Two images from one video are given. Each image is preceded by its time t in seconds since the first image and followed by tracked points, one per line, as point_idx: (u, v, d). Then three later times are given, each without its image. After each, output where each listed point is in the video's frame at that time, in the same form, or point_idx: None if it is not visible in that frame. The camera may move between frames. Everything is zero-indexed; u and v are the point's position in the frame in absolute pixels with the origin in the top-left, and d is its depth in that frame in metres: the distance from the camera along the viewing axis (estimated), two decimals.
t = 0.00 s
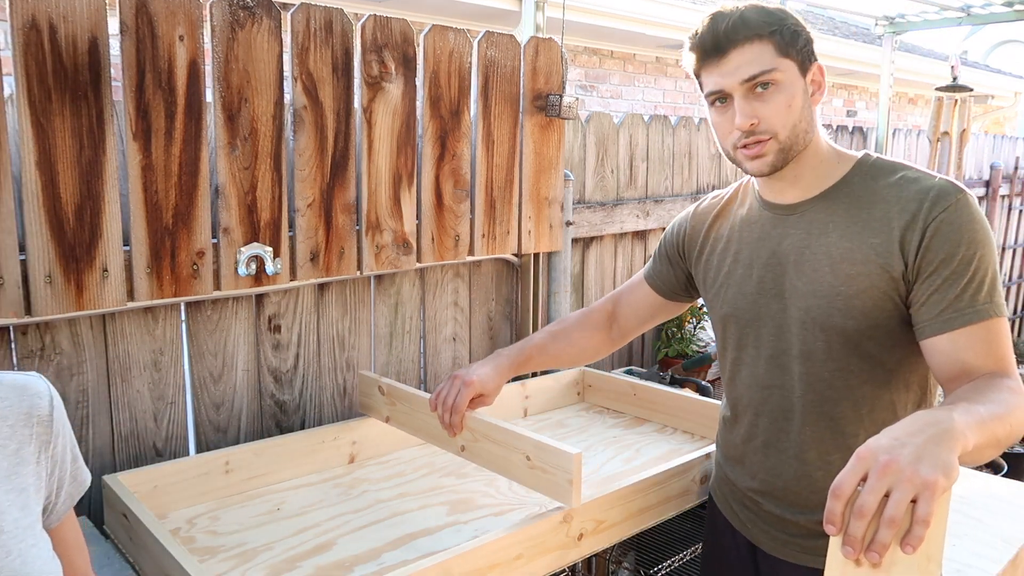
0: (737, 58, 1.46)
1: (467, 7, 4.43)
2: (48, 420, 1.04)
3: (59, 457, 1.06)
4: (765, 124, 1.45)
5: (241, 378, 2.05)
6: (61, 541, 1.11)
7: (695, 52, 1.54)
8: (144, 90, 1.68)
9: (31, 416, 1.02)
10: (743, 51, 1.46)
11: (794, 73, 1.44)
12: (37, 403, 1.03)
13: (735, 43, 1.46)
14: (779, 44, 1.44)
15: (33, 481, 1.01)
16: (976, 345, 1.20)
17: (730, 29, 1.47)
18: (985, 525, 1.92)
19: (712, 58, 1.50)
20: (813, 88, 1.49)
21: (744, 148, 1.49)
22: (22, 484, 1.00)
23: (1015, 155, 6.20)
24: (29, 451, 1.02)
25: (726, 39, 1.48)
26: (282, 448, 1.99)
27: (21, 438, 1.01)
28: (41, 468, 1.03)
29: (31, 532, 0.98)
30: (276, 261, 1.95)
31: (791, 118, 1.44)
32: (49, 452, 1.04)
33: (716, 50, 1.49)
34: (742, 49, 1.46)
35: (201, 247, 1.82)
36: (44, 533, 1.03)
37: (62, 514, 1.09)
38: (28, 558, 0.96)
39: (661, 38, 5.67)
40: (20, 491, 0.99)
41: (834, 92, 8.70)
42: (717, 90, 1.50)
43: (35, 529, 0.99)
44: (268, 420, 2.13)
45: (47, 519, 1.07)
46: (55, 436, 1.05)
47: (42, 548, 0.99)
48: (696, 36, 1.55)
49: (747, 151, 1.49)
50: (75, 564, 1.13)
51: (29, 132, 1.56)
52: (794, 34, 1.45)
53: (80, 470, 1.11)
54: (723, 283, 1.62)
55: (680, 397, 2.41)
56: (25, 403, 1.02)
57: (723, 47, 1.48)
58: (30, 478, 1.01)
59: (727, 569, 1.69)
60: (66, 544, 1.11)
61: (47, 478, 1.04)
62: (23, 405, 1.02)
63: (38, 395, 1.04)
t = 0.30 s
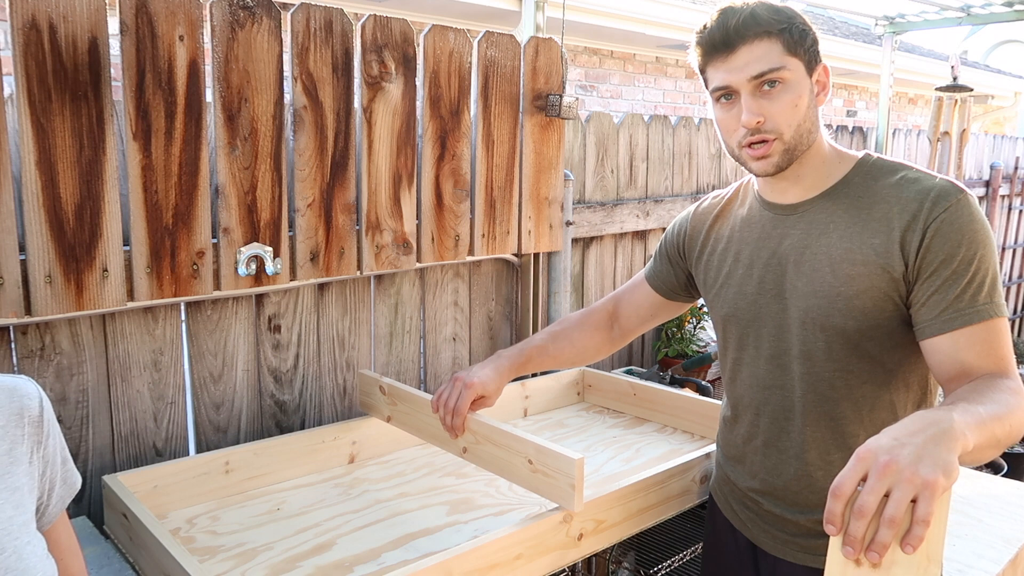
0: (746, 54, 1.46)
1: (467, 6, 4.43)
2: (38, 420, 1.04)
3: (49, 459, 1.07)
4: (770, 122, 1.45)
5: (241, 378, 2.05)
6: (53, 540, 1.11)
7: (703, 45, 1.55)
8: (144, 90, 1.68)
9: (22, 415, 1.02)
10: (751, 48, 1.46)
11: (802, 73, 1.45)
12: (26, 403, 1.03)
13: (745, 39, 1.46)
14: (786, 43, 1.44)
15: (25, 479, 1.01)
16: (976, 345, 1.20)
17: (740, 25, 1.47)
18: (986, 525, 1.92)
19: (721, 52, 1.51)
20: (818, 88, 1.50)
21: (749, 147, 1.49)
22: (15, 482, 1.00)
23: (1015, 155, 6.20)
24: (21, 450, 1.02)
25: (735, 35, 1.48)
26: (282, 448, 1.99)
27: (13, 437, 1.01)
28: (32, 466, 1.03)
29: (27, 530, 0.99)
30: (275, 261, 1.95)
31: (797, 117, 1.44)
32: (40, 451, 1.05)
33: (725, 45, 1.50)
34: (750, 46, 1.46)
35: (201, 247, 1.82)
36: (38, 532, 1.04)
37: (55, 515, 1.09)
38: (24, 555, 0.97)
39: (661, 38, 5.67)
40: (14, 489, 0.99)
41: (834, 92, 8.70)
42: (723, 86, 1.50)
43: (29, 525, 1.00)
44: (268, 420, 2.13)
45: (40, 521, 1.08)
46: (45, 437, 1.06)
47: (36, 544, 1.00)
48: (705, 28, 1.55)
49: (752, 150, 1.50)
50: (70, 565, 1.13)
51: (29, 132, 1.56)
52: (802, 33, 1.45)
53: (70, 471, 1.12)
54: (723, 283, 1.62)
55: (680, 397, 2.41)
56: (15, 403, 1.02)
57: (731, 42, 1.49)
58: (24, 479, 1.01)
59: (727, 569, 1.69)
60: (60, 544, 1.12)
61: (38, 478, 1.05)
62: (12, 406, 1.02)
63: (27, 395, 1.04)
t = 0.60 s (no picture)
0: (746, 57, 1.46)
1: (467, 7, 4.43)
2: (40, 421, 1.04)
3: (53, 459, 1.07)
4: (770, 125, 1.44)
5: (241, 378, 2.05)
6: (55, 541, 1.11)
7: (704, 48, 1.54)
8: (144, 90, 1.68)
9: (25, 416, 1.02)
10: (750, 51, 1.46)
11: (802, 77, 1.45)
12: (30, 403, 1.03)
13: (745, 42, 1.46)
14: (784, 47, 1.44)
15: (28, 480, 1.02)
16: (977, 345, 1.20)
17: (741, 28, 1.47)
18: (986, 525, 1.92)
19: (721, 55, 1.51)
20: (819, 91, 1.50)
21: (748, 148, 1.49)
22: (18, 482, 1.00)
23: (1015, 155, 6.20)
24: (25, 451, 1.02)
25: (736, 38, 1.48)
26: (282, 448, 1.99)
27: (17, 437, 1.01)
28: (36, 466, 1.03)
29: (30, 529, 0.99)
30: (275, 261, 1.95)
31: (797, 120, 1.44)
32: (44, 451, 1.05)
33: (725, 48, 1.49)
34: (750, 49, 1.46)
35: (201, 247, 1.82)
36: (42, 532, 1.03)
37: (58, 515, 1.09)
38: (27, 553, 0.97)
39: (662, 38, 5.67)
40: (17, 489, 0.99)
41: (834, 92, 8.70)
42: (724, 88, 1.50)
43: (32, 525, 1.00)
44: (268, 420, 2.13)
45: (43, 522, 1.08)
46: (49, 437, 1.06)
47: (40, 543, 1.00)
48: (706, 31, 1.55)
49: (751, 151, 1.49)
50: (72, 565, 1.13)
51: (29, 132, 1.56)
52: (803, 35, 1.45)
53: (73, 472, 1.11)
54: (725, 282, 1.62)
55: (680, 397, 2.41)
56: (17, 404, 1.02)
57: (731, 46, 1.48)
58: (26, 479, 1.01)
59: (727, 569, 1.69)
60: (63, 545, 1.12)
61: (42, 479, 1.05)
62: (16, 406, 1.02)
63: (30, 396, 1.03)
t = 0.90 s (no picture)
0: (703, 89, 1.51)
1: (467, 7, 4.43)
2: (25, 421, 1.07)
3: (39, 459, 1.09)
4: (728, 155, 1.51)
5: (241, 378, 2.05)
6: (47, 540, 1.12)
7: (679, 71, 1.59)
8: (144, 90, 1.68)
9: (9, 416, 1.05)
10: (708, 83, 1.50)
11: (749, 106, 1.47)
12: (14, 404, 1.06)
13: (700, 77, 1.51)
14: (733, 79, 1.46)
15: (14, 480, 1.04)
16: (977, 346, 1.20)
17: (694, 63, 1.51)
18: (986, 526, 1.92)
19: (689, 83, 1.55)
20: (790, 105, 1.47)
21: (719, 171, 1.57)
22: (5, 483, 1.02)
23: (1015, 155, 6.20)
24: (11, 451, 1.04)
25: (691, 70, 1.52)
26: (283, 447, 1.99)
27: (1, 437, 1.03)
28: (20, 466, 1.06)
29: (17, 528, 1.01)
30: (276, 261, 1.95)
31: (753, 148, 1.49)
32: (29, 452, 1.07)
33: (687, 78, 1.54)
34: (704, 82, 1.50)
35: (201, 247, 1.82)
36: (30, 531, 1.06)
37: (47, 515, 1.11)
38: (18, 552, 1.00)
39: (662, 38, 5.67)
40: (5, 489, 1.02)
41: (834, 92, 8.70)
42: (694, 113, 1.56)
43: (20, 525, 1.02)
44: (268, 420, 2.13)
45: (33, 521, 1.10)
46: (33, 437, 1.08)
47: (28, 542, 1.02)
48: (681, 53, 1.58)
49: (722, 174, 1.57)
50: (66, 565, 1.15)
51: (29, 132, 1.56)
52: (752, 65, 1.45)
53: (61, 472, 1.14)
54: (729, 279, 1.62)
55: (680, 397, 2.41)
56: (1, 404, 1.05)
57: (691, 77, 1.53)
58: (12, 479, 1.03)
59: (728, 568, 1.69)
60: (54, 544, 1.14)
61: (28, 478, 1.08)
62: None
63: (13, 396, 1.06)
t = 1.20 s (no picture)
0: (739, 66, 1.45)
1: (468, 7, 4.43)
2: (13, 420, 1.10)
3: (28, 458, 1.13)
4: (767, 130, 1.44)
5: (241, 378, 2.05)
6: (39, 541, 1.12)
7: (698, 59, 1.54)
8: (144, 90, 1.68)
9: None
10: (750, 56, 1.45)
11: (795, 80, 1.44)
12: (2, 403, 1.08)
13: (739, 51, 1.45)
14: (782, 51, 1.43)
15: (3, 480, 1.05)
16: (975, 346, 1.20)
17: (730, 39, 1.46)
18: (986, 525, 1.92)
19: (714, 66, 1.50)
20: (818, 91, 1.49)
21: (748, 156, 1.49)
22: None
23: (1015, 155, 6.20)
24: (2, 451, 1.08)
25: (727, 48, 1.47)
26: (282, 447, 1.99)
27: None
28: (11, 465, 1.08)
29: (11, 527, 1.02)
30: (276, 261, 1.95)
31: (794, 125, 1.44)
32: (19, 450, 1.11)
33: (717, 58, 1.49)
34: (742, 58, 1.45)
35: (201, 247, 1.82)
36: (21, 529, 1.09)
37: (39, 513, 1.16)
38: (9, 551, 1.00)
39: (662, 38, 5.67)
40: None
41: (834, 92, 8.70)
42: (719, 97, 1.50)
43: (13, 523, 1.03)
44: (268, 420, 2.13)
45: (25, 520, 1.14)
46: (22, 436, 1.11)
47: (21, 541, 1.02)
48: (705, 33, 1.53)
49: (751, 159, 1.49)
50: (61, 565, 1.20)
51: (29, 132, 1.56)
52: (796, 40, 1.44)
53: (52, 471, 1.18)
54: (727, 280, 1.62)
55: (680, 397, 2.41)
56: None
57: (724, 55, 1.48)
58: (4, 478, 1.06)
59: (727, 568, 1.69)
60: (48, 543, 1.19)
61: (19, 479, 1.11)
62: None
63: (2, 397, 1.09)
